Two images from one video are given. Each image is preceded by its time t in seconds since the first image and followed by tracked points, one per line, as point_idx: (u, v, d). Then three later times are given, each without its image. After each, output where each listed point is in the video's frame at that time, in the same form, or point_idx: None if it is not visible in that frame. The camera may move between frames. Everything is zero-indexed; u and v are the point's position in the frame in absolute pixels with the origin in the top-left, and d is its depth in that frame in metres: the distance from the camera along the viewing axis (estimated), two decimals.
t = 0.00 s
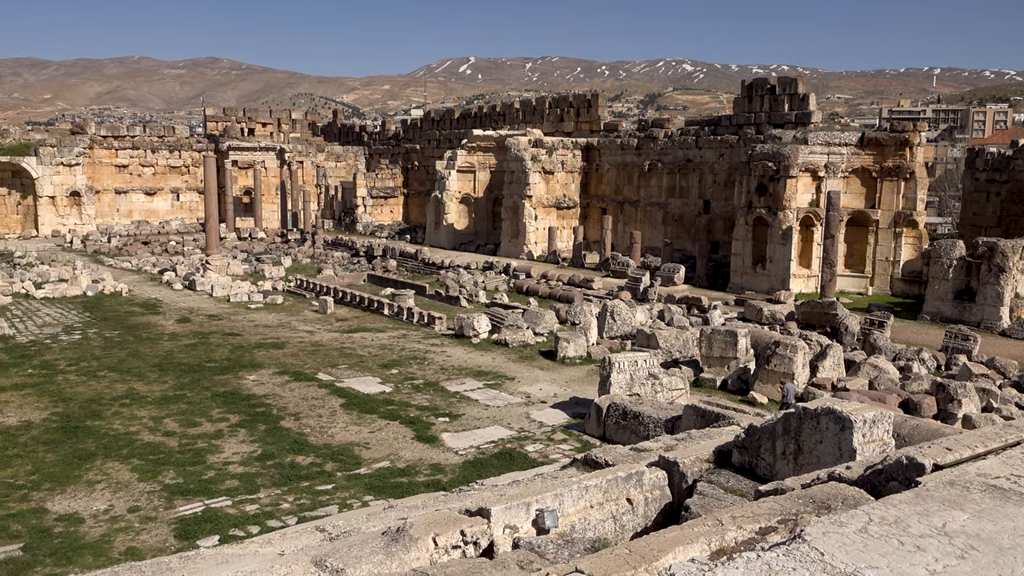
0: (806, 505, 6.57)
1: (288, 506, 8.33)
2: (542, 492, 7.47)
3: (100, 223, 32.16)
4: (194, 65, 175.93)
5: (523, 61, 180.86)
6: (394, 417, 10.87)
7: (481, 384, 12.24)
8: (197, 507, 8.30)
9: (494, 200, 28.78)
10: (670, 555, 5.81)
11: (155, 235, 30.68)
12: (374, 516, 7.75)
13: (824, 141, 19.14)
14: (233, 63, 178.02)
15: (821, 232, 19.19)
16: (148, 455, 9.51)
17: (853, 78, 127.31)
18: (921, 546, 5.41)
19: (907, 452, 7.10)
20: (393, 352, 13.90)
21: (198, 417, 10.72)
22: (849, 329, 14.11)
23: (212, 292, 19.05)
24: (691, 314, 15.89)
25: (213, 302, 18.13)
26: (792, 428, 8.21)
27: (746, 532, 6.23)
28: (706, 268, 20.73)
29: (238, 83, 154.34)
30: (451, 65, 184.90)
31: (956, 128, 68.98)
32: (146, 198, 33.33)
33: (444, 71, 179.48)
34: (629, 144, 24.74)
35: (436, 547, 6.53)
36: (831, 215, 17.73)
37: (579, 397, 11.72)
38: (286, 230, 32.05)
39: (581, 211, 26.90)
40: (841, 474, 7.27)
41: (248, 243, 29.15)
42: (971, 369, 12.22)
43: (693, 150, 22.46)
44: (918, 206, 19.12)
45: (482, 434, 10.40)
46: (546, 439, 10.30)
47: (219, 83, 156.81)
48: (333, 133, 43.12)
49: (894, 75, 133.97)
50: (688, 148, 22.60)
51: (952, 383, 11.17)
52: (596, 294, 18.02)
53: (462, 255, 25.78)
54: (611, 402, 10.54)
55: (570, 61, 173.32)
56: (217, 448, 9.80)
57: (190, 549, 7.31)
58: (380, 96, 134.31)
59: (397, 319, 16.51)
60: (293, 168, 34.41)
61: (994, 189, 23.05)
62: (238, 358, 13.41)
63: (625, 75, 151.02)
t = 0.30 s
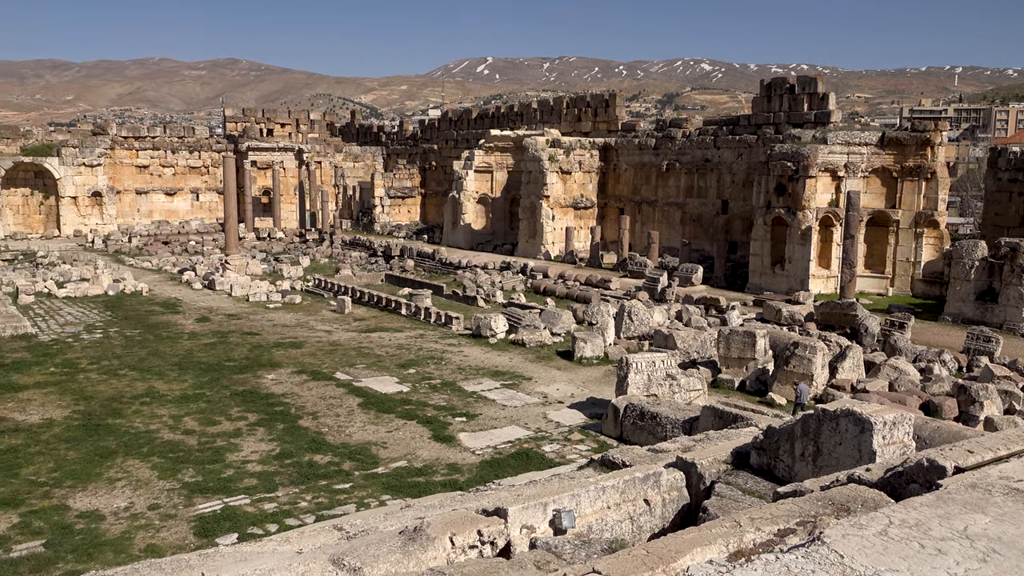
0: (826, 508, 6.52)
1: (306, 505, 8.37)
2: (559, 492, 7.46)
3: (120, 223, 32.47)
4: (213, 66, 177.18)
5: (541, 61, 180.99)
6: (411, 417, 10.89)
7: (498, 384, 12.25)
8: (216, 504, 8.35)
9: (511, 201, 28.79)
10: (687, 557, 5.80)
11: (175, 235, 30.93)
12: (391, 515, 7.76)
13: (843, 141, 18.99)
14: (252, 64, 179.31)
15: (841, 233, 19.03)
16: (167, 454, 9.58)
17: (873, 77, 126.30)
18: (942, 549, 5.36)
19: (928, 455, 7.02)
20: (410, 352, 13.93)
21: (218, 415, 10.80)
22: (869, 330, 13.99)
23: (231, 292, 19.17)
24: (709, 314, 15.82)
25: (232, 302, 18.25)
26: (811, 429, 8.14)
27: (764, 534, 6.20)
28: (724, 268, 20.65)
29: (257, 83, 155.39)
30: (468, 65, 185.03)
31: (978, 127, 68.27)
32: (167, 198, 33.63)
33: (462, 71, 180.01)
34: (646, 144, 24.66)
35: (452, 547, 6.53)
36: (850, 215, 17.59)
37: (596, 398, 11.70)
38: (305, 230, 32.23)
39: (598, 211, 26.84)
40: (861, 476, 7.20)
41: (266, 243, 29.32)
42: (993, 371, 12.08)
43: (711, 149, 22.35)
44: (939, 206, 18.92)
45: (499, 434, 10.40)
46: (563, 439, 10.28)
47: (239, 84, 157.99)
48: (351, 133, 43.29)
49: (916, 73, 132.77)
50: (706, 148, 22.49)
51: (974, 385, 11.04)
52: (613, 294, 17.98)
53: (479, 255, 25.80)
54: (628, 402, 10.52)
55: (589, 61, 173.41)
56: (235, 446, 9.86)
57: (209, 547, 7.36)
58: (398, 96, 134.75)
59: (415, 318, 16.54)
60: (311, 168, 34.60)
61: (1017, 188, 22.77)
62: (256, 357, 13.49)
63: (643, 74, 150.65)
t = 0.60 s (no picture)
0: (846, 510, 6.47)
1: (326, 503, 8.42)
2: (578, 493, 7.45)
3: (143, 223, 32.79)
4: (234, 67, 178.53)
5: (560, 61, 180.74)
6: (430, 416, 10.92)
7: (517, 384, 12.25)
8: (237, 503, 8.42)
9: (530, 201, 28.79)
10: (706, 559, 5.78)
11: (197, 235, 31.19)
12: (410, 515, 7.79)
13: (865, 140, 18.84)
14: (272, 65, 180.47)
15: (862, 233, 18.88)
16: (189, 452, 9.67)
17: (896, 76, 125.02)
18: (965, 554, 5.31)
19: (950, 458, 6.96)
20: (429, 352, 13.98)
21: (239, 414, 10.89)
22: (890, 331, 13.87)
23: (252, 291, 19.31)
24: (729, 315, 15.75)
25: (253, 301, 18.39)
26: (831, 431, 8.09)
27: (784, 537, 6.17)
28: (744, 269, 20.56)
29: (277, 84, 156.31)
30: (487, 66, 185.28)
31: (1003, 127, 67.46)
32: (188, 198, 33.91)
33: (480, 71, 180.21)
34: (666, 144, 24.59)
35: (471, 547, 6.55)
36: (872, 216, 17.44)
37: (615, 398, 11.68)
38: (325, 230, 32.40)
39: (617, 211, 26.78)
40: (882, 478, 7.14)
41: (287, 243, 29.51)
42: (1017, 374, 11.95)
43: (731, 150, 22.25)
44: (962, 207, 18.73)
45: (518, 434, 10.41)
46: (582, 440, 10.28)
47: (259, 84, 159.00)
48: (371, 134, 43.43)
49: (939, 72, 131.33)
50: (726, 148, 22.39)
51: (997, 388, 10.92)
52: (632, 294, 17.95)
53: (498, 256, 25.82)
54: (647, 403, 10.50)
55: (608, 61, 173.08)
56: (256, 445, 9.94)
57: (230, 545, 7.42)
58: (417, 96, 135.09)
59: (434, 319, 16.58)
60: (331, 169, 34.79)
61: None
62: (277, 356, 13.57)
63: (662, 74, 150.03)
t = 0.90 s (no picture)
0: (870, 514, 6.43)
1: (348, 502, 8.48)
2: (599, 494, 7.46)
3: (169, 223, 33.15)
4: (258, 68, 179.70)
5: (581, 61, 180.48)
6: (451, 416, 10.96)
7: (538, 385, 12.26)
8: (260, 501, 8.50)
9: (552, 202, 28.79)
10: (728, 562, 5.76)
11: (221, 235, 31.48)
12: (431, 515, 7.82)
13: (889, 141, 18.67)
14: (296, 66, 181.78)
15: (886, 234, 18.72)
16: (213, 450, 9.77)
17: (922, 75, 123.62)
18: (990, 559, 5.26)
19: (976, 462, 6.89)
20: (451, 352, 14.02)
21: (262, 413, 10.98)
22: (915, 333, 13.75)
23: (275, 291, 19.46)
24: (751, 317, 15.68)
25: (276, 301, 18.54)
26: (854, 434, 8.03)
27: (807, 540, 6.15)
28: (766, 270, 20.45)
29: (299, 84, 157.31)
30: (509, 66, 184.91)
31: None
32: (213, 198, 34.18)
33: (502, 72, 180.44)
34: (688, 144, 24.50)
35: (492, 547, 6.57)
36: (896, 217, 17.28)
37: (636, 399, 11.66)
38: (347, 231, 32.60)
39: (639, 212, 26.71)
40: (906, 482, 7.08)
41: (310, 244, 29.72)
42: None
43: (754, 150, 22.13)
44: (988, 208, 18.52)
45: (538, 435, 10.42)
46: (603, 441, 10.27)
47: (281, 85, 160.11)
48: (393, 134, 43.56)
49: (966, 71, 129.72)
50: (748, 148, 22.28)
51: None
52: (653, 295, 17.90)
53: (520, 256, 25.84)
54: (668, 405, 10.47)
55: (629, 61, 172.55)
56: (279, 443, 10.02)
57: (253, 542, 7.50)
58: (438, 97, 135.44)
59: (455, 319, 16.64)
60: (353, 169, 34.99)
61: None
62: (300, 356, 13.68)
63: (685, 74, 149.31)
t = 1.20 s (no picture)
0: (898, 519, 6.37)
1: (373, 501, 8.54)
2: (623, 496, 7.46)
3: (198, 223, 33.54)
4: (289, 70, 181.25)
5: (606, 61, 180.14)
6: (476, 417, 11.00)
7: (562, 386, 12.27)
8: (287, 499, 8.58)
9: (577, 202, 28.77)
10: (753, 565, 5.75)
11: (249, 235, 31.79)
12: (456, 515, 7.85)
13: (918, 141, 18.45)
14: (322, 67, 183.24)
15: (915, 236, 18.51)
16: (240, 448, 9.88)
17: (953, 75, 121.91)
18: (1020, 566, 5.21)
19: (1007, 467, 6.78)
20: (476, 352, 14.07)
21: (289, 411, 11.08)
22: (944, 336, 13.59)
23: (302, 291, 19.63)
24: (777, 319, 15.57)
25: (303, 301, 18.70)
26: (882, 438, 7.93)
27: (833, 544, 6.11)
28: (793, 272, 20.33)
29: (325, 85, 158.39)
30: (534, 66, 184.73)
31: None
32: (242, 199, 34.51)
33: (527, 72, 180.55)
34: (714, 145, 24.38)
35: (516, 547, 6.60)
36: (925, 219, 17.08)
37: (660, 401, 11.63)
38: (373, 231, 32.83)
39: (664, 213, 26.61)
40: (935, 486, 7.02)
41: (337, 244, 29.95)
42: None
43: (780, 151, 21.98)
44: (1020, 209, 18.27)
45: (562, 436, 10.43)
46: (627, 443, 10.26)
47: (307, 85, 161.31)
48: (419, 135, 43.71)
49: (998, 71, 127.65)
50: (775, 149, 22.13)
51: None
52: (678, 296, 17.84)
53: (545, 257, 25.86)
54: (693, 407, 10.43)
55: (655, 61, 172.42)
56: (305, 442, 10.11)
57: (280, 540, 7.58)
58: (463, 98, 135.71)
59: (480, 319, 16.68)
60: (379, 170, 35.23)
61: None
62: (326, 355, 13.79)
63: (711, 73, 148.36)
